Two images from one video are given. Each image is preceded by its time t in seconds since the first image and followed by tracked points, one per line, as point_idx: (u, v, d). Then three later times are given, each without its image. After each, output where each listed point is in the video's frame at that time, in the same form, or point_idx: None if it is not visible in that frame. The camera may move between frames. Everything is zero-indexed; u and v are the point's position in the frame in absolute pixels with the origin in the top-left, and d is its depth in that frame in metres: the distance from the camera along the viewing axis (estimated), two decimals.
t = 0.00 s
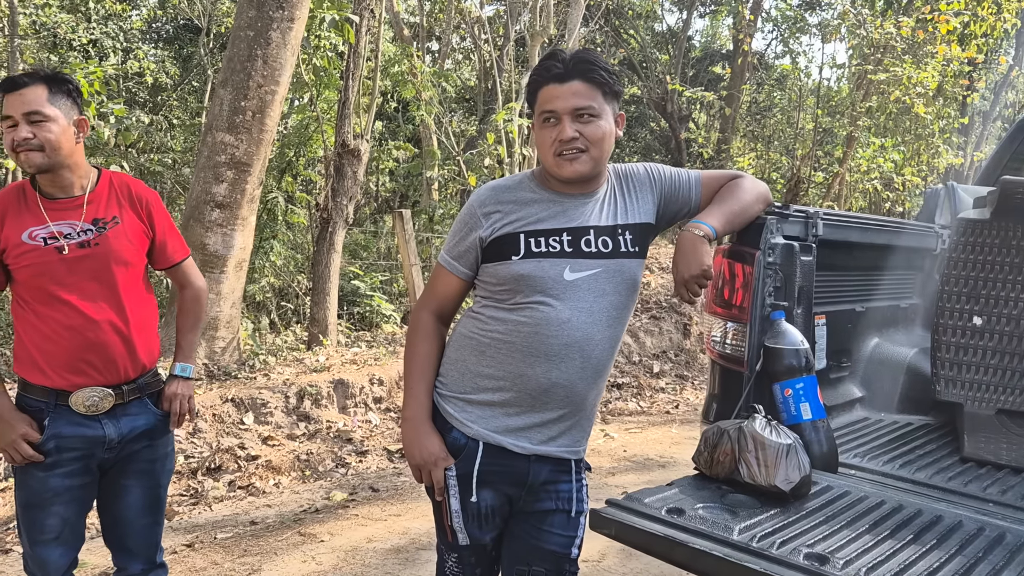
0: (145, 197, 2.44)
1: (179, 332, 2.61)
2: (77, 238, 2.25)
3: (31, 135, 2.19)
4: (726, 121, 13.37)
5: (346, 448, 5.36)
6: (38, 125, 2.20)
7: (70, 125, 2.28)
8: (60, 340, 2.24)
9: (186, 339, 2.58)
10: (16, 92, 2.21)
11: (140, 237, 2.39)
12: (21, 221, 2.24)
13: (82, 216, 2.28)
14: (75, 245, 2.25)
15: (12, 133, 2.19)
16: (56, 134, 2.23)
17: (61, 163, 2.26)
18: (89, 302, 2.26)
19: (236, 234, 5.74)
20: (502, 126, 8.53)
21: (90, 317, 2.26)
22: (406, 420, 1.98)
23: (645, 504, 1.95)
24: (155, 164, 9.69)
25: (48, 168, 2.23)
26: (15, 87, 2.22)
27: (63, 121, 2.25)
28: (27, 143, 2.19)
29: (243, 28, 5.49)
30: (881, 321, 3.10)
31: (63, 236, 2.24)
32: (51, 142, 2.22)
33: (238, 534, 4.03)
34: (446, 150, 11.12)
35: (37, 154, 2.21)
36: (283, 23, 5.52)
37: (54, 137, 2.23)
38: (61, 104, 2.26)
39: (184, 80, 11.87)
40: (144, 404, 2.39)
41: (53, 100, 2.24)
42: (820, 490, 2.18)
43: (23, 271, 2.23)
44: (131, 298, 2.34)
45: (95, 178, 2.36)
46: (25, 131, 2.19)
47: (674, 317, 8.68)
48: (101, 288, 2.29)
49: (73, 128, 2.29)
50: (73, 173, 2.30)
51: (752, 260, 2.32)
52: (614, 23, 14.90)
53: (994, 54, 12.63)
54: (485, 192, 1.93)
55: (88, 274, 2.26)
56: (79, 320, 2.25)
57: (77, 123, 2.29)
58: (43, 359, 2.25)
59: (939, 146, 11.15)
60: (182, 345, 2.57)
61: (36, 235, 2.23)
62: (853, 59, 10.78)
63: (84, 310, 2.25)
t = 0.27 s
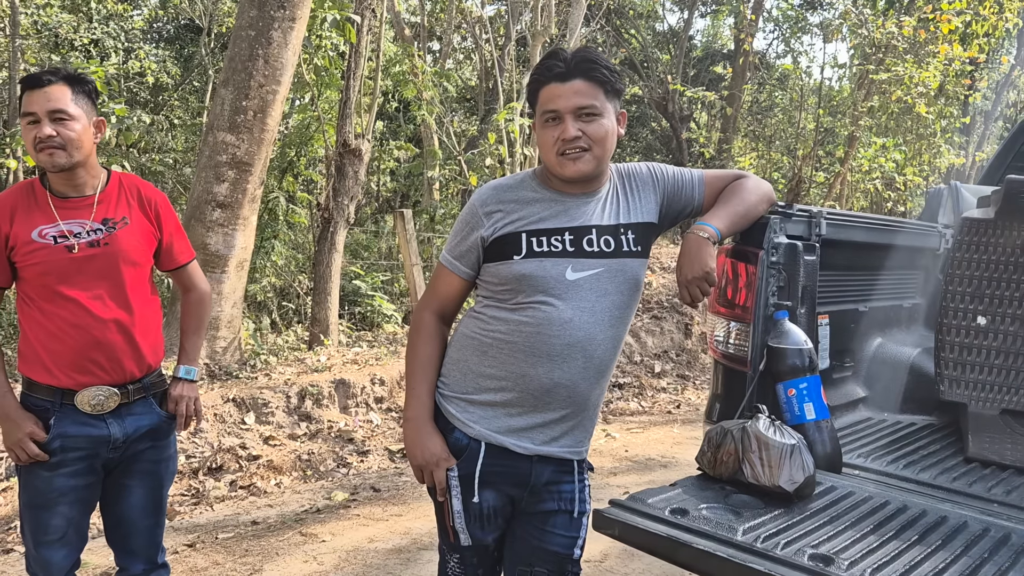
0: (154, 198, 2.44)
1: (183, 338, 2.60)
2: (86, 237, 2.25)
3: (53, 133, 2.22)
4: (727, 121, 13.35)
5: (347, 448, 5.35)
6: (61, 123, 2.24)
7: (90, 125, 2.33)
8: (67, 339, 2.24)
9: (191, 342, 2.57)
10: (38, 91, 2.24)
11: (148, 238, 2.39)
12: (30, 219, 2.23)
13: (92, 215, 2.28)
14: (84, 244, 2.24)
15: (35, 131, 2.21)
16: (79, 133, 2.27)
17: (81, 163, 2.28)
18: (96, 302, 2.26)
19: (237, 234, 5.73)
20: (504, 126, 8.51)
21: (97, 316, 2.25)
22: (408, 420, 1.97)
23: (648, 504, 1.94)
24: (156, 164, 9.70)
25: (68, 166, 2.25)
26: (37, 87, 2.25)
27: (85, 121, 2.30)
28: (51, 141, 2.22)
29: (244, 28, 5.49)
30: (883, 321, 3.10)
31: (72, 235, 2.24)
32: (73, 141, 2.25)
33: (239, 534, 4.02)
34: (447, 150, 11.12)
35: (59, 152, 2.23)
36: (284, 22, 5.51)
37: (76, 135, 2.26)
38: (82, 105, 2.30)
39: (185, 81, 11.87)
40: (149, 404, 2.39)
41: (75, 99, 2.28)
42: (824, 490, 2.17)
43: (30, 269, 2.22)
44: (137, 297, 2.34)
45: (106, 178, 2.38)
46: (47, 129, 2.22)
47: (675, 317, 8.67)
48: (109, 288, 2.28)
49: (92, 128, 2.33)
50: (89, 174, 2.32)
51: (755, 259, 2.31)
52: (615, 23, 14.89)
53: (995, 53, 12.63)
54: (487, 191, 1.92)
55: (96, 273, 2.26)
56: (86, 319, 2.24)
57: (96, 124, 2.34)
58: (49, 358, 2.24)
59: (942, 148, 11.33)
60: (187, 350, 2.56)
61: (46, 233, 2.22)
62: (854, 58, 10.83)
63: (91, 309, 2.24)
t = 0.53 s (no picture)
0: (161, 198, 2.44)
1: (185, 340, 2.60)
2: (93, 236, 2.25)
3: (67, 133, 2.23)
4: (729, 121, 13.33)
5: (348, 447, 5.35)
6: (75, 124, 2.25)
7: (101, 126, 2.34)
8: (71, 337, 2.24)
9: (192, 344, 2.57)
10: (51, 91, 2.25)
11: (153, 238, 2.40)
12: (38, 216, 2.24)
13: (100, 214, 2.28)
14: (91, 243, 2.25)
15: (48, 131, 2.22)
16: (91, 134, 2.28)
17: (90, 163, 2.29)
18: (100, 300, 2.26)
19: (239, 233, 5.74)
20: (505, 126, 8.51)
21: (102, 314, 2.25)
22: (408, 419, 1.97)
23: (647, 502, 1.94)
24: (158, 164, 9.71)
25: (78, 167, 2.26)
26: (50, 86, 2.25)
27: (97, 122, 2.31)
28: (64, 141, 2.23)
29: (246, 27, 5.49)
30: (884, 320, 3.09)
31: (79, 233, 2.24)
32: (85, 142, 2.27)
33: (240, 533, 4.03)
34: (448, 150, 11.12)
35: (70, 153, 2.24)
36: (285, 22, 5.51)
37: (88, 136, 2.27)
38: (94, 105, 2.32)
39: (186, 81, 11.89)
40: (150, 403, 2.39)
41: (87, 100, 2.29)
42: (824, 489, 2.17)
43: (36, 266, 2.22)
44: (142, 297, 2.35)
45: (113, 178, 2.38)
46: (61, 129, 2.23)
47: (676, 317, 8.66)
48: (114, 287, 2.28)
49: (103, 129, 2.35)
50: (96, 174, 2.33)
51: (755, 257, 2.30)
52: (617, 23, 14.89)
53: (997, 53, 12.61)
54: (487, 188, 1.92)
55: (101, 272, 2.26)
56: (90, 317, 2.24)
57: (107, 124, 2.36)
58: (53, 356, 2.24)
59: (944, 147, 11.29)
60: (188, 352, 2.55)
61: (53, 231, 2.23)
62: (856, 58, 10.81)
63: (95, 307, 2.24)
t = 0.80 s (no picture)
0: (163, 197, 2.44)
1: (183, 341, 2.59)
2: (93, 235, 2.25)
3: (70, 132, 2.24)
4: (731, 120, 13.31)
5: (348, 447, 5.34)
6: (77, 123, 2.26)
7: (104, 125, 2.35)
8: (70, 336, 2.23)
9: (190, 346, 2.56)
10: (55, 90, 2.26)
11: (154, 237, 2.39)
12: (39, 214, 2.23)
13: (100, 213, 2.28)
14: (91, 241, 2.24)
15: (51, 128, 2.22)
16: (93, 133, 2.28)
17: (92, 161, 2.29)
18: (99, 299, 2.25)
19: (239, 232, 5.73)
20: (506, 125, 8.50)
21: (101, 314, 2.25)
22: (405, 417, 1.96)
23: (644, 502, 1.93)
24: (159, 164, 9.72)
25: (80, 165, 2.26)
26: (53, 85, 2.27)
27: (99, 120, 2.32)
28: (66, 139, 2.23)
29: (246, 26, 5.49)
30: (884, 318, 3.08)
31: (80, 232, 2.24)
32: (87, 140, 2.27)
33: (239, 532, 4.02)
34: (450, 149, 11.12)
35: (72, 151, 2.24)
36: (285, 21, 5.51)
37: (91, 134, 2.28)
38: (97, 104, 2.33)
39: (188, 80, 11.90)
40: (149, 403, 2.38)
41: (90, 98, 2.30)
42: (823, 488, 2.16)
43: (35, 265, 2.22)
44: (141, 296, 2.34)
45: (115, 176, 2.38)
46: (64, 127, 2.23)
47: (678, 316, 8.65)
48: (113, 286, 2.28)
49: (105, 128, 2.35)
50: (98, 173, 2.33)
51: (753, 255, 2.29)
52: (619, 22, 14.87)
53: (1000, 52, 12.58)
54: (485, 185, 1.91)
55: (100, 271, 2.25)
56: (89, 316, 2.24)
57: (109, 123, 2.36)
58: (52, 355, 2.24)
59: (947, 146, 11.30)
60: (186, 354, 2.54)
61: (53, 229, 2.22)
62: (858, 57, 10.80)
63: (94, 306, 2.24)
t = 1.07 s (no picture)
0: (158, 195, 2.44)
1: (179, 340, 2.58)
2: (88, 232, 2.25)
3: (69, 129, 2.24)
4: (732, 120, 13.29)
5: (347, 446, 5.34)
6: (76, 120, 2.26)
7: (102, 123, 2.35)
8: (65, 333, 2.23)
9: (185, 346, 2.55)
10: (54, 87, 2.26)
11: (149, 234, 2.39)
12: (33, 211, 2.23)
13: (95, 210, 2.28)
14: (86, 238, 2.24)
15: (50, 126, 2.22)
16: (91, 130, 2.29)
17: (90, 159, 2.29)
18: (93, 297, 2.25)
19: (239, 231, 5.74)
20: (506, 125, 8.49)
21: (96, 312, 2.25)
22: (399, 415, 1.96)
23: (638, 499, 1.93)
24: (160, 163, 9.74)
25: (78, 162, 2.26)
26: (52, 83, 2.27)
27: (98, 118, 2.32)
28: (65, 137, 2.23)
29: (246, 25, 5.49)
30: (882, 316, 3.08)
31: (74, 229, 2.24)
32: (86, 138, 2.27)
33: (237, 531, 4.02)
34: (451, 149, 11.11)
35: (70, 148, 2.24)
36: (285, 20, 5.50)
37: (90, 132, 2.28)
38: (95, 102, 2.33)
39: (190, 80, 11.92)
40: (144, 401, 2.38)
41: (89, 96, 2.31)
42: (818, 486, 2.16)
43: (30, 262, 2.22)
44: (136, 293, 2.34)
45: (111, 174, 2.38)
46: (64, 125, 2.23)
47: (679, 316, 8.64)
48: (107, 283, 2.28)
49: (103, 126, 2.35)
50: (95, 171, 2.33)
51: (749, 252, 2.29)
52: (620, 21, 14.86)
53: (1002, 50, 12.55)
54: (479, 182, 1.91)
55: (95, 268, 2.26)
56: (84, 314, 2.24)
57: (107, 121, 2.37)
58: (47, 353, 2.24)
59: (948, 145, 11.26)
60: (182, 354, 2.53)
61: (47, 226, 2.22)
62: (860, 56, 10.78)
63: (88, 303, 2.24)
